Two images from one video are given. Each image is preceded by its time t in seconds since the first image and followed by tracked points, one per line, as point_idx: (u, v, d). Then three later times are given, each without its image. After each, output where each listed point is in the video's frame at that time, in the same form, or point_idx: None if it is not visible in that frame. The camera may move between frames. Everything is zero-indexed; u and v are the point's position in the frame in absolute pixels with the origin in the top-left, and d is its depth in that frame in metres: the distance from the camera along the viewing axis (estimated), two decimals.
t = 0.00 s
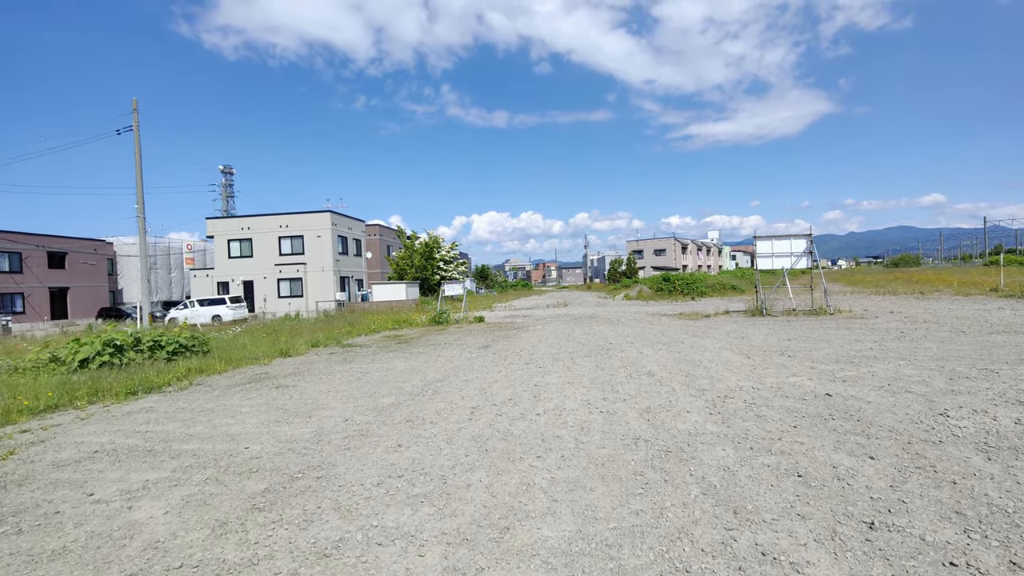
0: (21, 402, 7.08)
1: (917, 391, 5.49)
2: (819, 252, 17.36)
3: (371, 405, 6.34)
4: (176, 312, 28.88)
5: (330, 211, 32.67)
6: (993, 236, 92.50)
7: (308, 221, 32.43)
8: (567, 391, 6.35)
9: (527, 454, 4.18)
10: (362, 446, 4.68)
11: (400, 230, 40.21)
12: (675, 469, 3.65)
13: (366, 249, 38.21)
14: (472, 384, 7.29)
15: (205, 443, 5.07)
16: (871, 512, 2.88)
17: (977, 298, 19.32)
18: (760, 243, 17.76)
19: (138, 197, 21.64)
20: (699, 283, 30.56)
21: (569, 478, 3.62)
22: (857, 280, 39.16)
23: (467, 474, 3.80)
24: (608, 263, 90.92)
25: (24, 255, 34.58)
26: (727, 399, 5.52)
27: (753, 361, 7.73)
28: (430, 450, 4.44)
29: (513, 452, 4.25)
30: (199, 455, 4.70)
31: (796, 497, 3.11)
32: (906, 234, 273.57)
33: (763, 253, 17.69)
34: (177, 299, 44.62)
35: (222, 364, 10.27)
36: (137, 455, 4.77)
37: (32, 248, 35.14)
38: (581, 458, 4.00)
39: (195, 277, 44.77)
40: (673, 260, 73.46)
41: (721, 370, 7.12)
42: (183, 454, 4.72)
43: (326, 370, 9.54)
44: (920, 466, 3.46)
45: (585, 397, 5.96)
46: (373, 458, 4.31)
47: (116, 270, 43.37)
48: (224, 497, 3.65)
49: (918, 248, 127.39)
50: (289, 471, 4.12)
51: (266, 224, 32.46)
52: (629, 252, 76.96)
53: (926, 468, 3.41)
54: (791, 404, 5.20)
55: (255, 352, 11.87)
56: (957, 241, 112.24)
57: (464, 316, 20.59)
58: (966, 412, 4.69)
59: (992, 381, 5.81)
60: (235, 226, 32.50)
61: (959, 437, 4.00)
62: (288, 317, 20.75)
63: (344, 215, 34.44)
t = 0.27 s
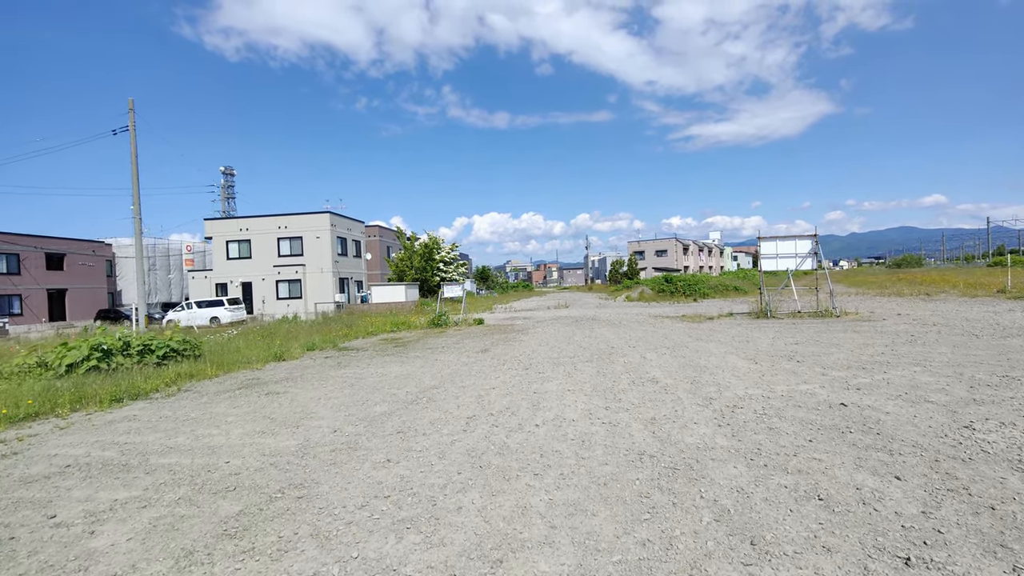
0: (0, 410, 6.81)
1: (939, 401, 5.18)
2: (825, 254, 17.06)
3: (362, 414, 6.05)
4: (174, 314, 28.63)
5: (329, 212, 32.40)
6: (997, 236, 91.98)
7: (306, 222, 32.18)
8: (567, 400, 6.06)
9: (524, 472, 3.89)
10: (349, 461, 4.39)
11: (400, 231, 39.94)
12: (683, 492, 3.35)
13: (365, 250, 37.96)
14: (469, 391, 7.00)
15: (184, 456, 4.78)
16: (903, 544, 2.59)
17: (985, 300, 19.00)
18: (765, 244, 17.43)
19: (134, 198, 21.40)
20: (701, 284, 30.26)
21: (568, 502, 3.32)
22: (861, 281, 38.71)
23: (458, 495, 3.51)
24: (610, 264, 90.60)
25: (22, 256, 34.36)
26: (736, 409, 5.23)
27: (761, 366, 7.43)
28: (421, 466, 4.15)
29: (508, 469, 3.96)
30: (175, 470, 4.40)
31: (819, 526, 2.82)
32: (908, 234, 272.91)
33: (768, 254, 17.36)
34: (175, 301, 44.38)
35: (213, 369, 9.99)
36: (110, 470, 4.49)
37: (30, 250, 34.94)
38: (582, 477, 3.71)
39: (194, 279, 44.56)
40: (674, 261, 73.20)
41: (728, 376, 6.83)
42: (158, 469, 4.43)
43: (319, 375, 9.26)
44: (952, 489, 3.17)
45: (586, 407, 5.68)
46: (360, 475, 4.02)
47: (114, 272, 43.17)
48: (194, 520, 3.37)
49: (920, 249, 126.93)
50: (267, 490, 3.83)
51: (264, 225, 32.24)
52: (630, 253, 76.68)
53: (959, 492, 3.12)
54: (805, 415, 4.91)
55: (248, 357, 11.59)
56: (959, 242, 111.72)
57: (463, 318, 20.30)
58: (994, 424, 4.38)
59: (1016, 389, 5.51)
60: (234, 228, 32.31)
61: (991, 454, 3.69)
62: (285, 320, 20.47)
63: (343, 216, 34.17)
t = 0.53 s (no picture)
0: None
1: (961, 408, 4.88)
2: (830, 254, 16.76)
3: (351, 421, 5.76)
4: (171, 315, 28.38)
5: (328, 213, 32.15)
6: (1000, 236, 91.52)
7: (305, 223, 31.94)
8: (567, 406, 5.77)
9: (519, 486, 3.60)
10: (333, 473, 4.10)
11: (399, 232, 39.68)
12: (691, 511, 3.05)
13: (365, 251, 37.72)
14: (465, 396, 6.70)
15: (158, 467, 4.49)
16: None
17: (992, 301, 18.69)
18: (769, 244, 17.11)
19: (130, 198, 21.17)
20: (703, 285, 29.96)
21: (567, 522, 3.03)
22: (865, 282, 38.35)
23: (447, 514, 3.22)
24: (611, 265, 90.29)
25: (20, 257, 34.14)
26: (746, 417, 4.94)
27: (769, 370, 7.13)
28: (408, 479, 3.85)
29: (503, 484, 3.66)
30: (147, 482, 4.12)
31: (846, 552, 2.52)
32: (910, 235, 272.15)
33: (772, 254, 17.04)
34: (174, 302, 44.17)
35: (203, 372, 9.70)
36: (77, 482, 4.20)
37: (28, 251, 34.72)
38: (582, 492, 3.42)
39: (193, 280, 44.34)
40: (676, 262, 72.88)
41: (735, 381, 6.53)
42: (129, 481, 4.14)
43: (312, 379, 8.97)
44: (990, 508, 2.86)
45: (586, 413, 5.38)
46: (342, 490, 3.72)
47: (113, 273, 42.97)
48: (158, 541, 3.08)
49: (923, 250, 126.40)
50: (242, 505, 3.54)
51: (263, 225, 32.01)
52: (632, 254, 76.34)
53: (998, 512, 2.82)
54: (819, 423, 4.61)
55: (240, 359, 11.29)
56: (962, 243, 111.25)
57: (462, 319, 20.01)
58: None
59: None
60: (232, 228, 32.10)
61: None
62: (282, 321, 20.19)
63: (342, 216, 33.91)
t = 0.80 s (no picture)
0: None
1: (988, 420, 4.55)
2: (835, 256, 16.42)
3: (337, 432, 5.44)
4: (167, 317, 28.07)
5: (326, 214, 31.86)
6: (1002, 237, 91.21)
7: (303, 224, 31.64)
8: (566, 416, 5.44)
9: (513, 510, 3.28)
10: (312, 492, 3.78)
11: (398, 233, 39.36)
12: (704, 542, 2.72)
13: (363, 252, 37.42)
14: (459, 405, 6.37)
15: (126, 484, 4.17)
16: None
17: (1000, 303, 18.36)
18: (773, 245, 16.78)
19: (125, 199, 20.89)
20: (705, 287, 29.65)
21: (565, 554, 2.70)
22: (868, 283, 38.07)
23: (431, 543, 2.90)
24: (611, 266, 89.96)
25: (15, 259, 33.84)
26: (758, 429, 4.62)
27: (779, 376, 6.81)
28: (392, 501, 3.53)
29: (495, 507, 3.34)
30: (110, 502, 3.79)
31: None
32: (911, 237, 271.70)
33: (776, 255, 16.71)
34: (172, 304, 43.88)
35: (191, 378, 9.38)
36: (36, 502, 3.87)
37: (24, 252, 34.42)
38: (582, 518, 3.10)
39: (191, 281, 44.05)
40: (677, 263, 72.54)
41: (741, 388, 6.22)
42: (91, 501, 3.82)
43: (301, 385, 8.64)
44: None
45: (587, 424, 5.06)
46: (320, 513, 3.41)
47: (110, 274, 42.67)
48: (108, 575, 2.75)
49: (924, 251, 125.98)
50: (208, 531, 3.22)
51: (260, 226, 31.72)
52: (632, 256, 76.00)
53: None
54: (837, 437, 4.29)
55: (230, 364, 10.95)
56: (963, 244, 110.92)
57: (461, 322, 19.69)
58: None
59: None
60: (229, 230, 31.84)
61: None
62: (278, 323, 19.87)
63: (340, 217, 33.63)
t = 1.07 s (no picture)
0: None
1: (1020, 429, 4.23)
2: (841, 256, 16.10)
3: (324, 439, 5.13)
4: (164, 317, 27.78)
5: (324, 214, 31.59)
6: (1004, 238, 90.90)
7: (301, 224, 31.36)
8: (566, 423, 5.13)
9: (508, 531, 2.97)
10: (290, 508, 3.48)
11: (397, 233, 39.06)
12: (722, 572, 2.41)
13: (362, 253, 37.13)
14: (454, 410, 6.06)
15: (92, 498, 3.87)
16: None
17: (1008, 304, 18.05)
18: (778, 245, 16.47)
19: (119, 198, 20.63)
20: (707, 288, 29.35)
21: None
22: (871, 284, 37.74)
23: (416, 570, 2.60)
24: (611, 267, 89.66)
25: (11, 259, 33.57)
26: (772, 438, 4.31)
27: (789, 380, 6.51)
28: (376, 519, 3.23)
29: (488, 527, 3.03)
30: (71, 519, 3.49)
31: None
32: (912, 238, 271.35)
33: (781, 255, 16.40)
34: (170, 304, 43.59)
35: (179, 381, 9.06)
36: None
37: (20, 252, 34.14)
38: (584, 541, 2.79)
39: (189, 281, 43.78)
40: (678, 263, 72.21)
41: (750, 393, 5.93)
42: (51, 517, 3.52)
43: (292, 388, 8.34)
44: None
45: (588, 432, 4.76)
46: (296, 533, 3.10)
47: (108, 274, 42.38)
48: None
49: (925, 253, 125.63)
50: (171, 554, 2.91)
51: (258, 226, 31.45)
52: (633, 256, 75.69)
53: None
54: (859, 447, 3.99)
55: (220, 366, 10.64)
56: (965, 245, 110.62)
57: (459, 323, 19.38)
58: None
59: None
60: (226, 230, 31.58)
61: None
62: (274, 324, 19.58)
63: (339, 217, 33.35)
